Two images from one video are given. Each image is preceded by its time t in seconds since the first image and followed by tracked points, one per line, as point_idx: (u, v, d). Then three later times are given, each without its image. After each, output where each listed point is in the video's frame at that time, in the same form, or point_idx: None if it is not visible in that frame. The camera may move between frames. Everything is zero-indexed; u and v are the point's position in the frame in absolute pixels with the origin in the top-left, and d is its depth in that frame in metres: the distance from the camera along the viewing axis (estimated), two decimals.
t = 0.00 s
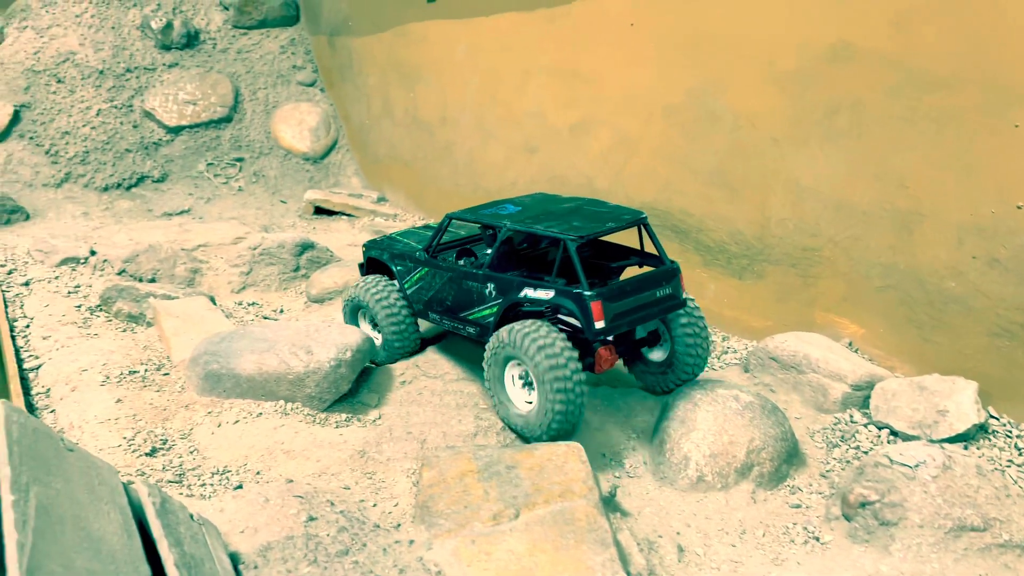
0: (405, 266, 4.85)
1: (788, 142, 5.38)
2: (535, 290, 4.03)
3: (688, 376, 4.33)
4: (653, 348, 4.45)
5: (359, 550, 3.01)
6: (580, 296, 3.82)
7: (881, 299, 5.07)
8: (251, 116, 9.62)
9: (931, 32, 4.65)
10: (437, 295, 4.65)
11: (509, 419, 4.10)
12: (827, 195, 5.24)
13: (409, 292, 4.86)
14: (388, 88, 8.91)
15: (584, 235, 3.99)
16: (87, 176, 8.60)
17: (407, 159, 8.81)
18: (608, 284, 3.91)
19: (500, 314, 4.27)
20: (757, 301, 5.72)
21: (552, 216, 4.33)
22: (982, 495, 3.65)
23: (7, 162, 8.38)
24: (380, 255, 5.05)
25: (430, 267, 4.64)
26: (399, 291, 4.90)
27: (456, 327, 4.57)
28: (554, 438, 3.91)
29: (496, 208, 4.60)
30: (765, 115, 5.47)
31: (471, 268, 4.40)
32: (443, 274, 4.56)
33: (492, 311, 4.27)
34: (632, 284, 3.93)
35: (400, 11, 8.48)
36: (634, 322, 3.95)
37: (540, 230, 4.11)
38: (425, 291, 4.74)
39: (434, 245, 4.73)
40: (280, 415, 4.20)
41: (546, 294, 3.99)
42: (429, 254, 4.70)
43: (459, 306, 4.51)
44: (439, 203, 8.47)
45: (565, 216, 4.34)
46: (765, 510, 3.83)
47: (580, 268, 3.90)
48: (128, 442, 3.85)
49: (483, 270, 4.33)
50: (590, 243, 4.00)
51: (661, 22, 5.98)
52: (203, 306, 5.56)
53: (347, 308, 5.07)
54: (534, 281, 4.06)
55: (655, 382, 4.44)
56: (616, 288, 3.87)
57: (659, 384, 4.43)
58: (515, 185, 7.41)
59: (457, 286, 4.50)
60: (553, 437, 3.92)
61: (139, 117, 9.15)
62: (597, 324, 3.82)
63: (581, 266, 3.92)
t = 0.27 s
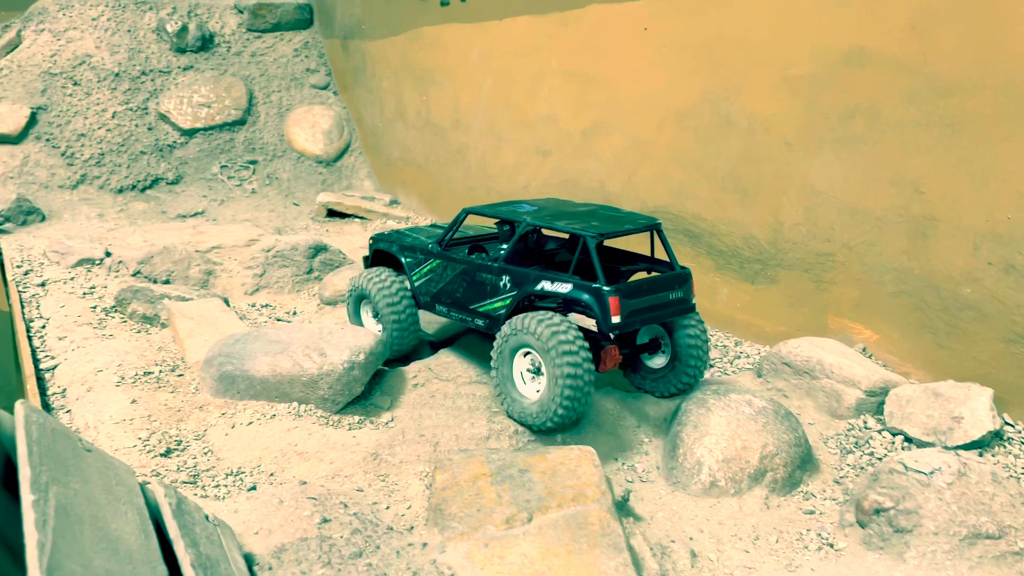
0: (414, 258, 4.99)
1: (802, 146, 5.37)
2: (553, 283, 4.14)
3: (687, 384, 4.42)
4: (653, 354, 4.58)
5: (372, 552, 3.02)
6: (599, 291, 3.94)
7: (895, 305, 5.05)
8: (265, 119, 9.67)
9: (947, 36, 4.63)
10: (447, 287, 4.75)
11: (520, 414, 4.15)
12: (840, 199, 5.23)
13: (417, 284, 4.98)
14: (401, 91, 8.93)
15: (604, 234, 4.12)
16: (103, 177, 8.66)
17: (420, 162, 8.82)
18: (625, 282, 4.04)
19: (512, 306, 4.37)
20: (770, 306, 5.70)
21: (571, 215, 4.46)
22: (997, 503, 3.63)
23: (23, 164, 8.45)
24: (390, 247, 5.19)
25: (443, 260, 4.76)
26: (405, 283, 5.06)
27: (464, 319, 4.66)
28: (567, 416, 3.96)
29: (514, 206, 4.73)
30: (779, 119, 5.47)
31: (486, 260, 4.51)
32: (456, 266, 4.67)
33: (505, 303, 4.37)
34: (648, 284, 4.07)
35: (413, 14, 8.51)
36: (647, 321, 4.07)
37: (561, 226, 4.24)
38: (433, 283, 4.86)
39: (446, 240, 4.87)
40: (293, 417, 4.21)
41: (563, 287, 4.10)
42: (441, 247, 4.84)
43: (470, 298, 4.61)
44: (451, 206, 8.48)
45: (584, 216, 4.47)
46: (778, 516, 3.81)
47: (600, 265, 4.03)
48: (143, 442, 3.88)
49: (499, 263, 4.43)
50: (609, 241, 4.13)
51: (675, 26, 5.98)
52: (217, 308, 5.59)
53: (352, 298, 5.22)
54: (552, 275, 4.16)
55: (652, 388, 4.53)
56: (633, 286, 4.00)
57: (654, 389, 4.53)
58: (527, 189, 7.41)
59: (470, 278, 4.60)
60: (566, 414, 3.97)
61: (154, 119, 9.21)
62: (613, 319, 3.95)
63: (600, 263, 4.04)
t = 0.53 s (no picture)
0: (423, 248, 5.10)
1: (814, 150, 5.36)
2: (554, 278, 4.28)
3: (682, 386, 4.53)
4: (651, 357, 4.68)
5: (385, 553, 3.03)
6: (598, 289, 4.08)
7: (909, 310, 5.02)
8: (277, 121, 9.71)
9: (961, 41, 4.62)
10: (453, 277, 4.89)
11: (519, 412, 4.19)
12: (853, 203, 5.21)
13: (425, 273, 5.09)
14: (413, 94, 8.95)
15: (608, 234, 4.25)
16: (116, 179, 8.72)
17: (431, 164, 8.81)
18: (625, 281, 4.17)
19: (514, 298, 4.50)
20: (782, 310, 5.69)
21: (578, 215, 4.58)
22: (1012, 510, 3.60)
23: (38, 165, 8.52)
24: (400, 236, 5.29)
25: (450, 250, 4.89)
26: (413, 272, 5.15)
27: (467, 310, 4.80)
28: (564, 406, 4.00)
29: (524, 203, 4.85)
30: (791, 123, 5.46)
31: (492, 253, 4.64)
32: (462, 257, 4.80)
33: (507, 295, 4.50)
34: (646, 285, 4.20)
35: (426, 17, 8.54)
36: (642, 321, 4.20)
37: (566, 224, 4.37)
38: (440, 273, 4.98)
39: (456, 231, 4.99)
40: (305, 418, 4.22)
41: (564, 283, 4.24)
42: (450, 238, 4.95)
43: (474, 289, 4.74)
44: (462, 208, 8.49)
45: (590, 217, 4.59)
46: (791, 521, 3.80)
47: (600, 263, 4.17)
48: (157, 442, 3.90)
49: (504, 256, 4.57)
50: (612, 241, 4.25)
51: (687, 29, 5.98)
52: (230, 309, 5.62)
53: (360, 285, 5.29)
54: (554, 270, 4.30)
55: (646, 388, 4.64)
56: (631, 286, 4.14)
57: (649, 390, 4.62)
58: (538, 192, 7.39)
59: (475, 270, 4.74)
60: (563, 404, 4.01)
61: (168, 121, 9.26)
62: (609, 317, 4.09)
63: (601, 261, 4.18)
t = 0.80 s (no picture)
0: (427, 247, 5.13)
1: (827, 155, 5.34)
2: (555, 283, 4.33)
3: (676, 392, 4.56)
4: (647, 362, 4.72)
5: (395, 557, 3.04)
6: (597, 295, 4.13)
7: (922, 316, 4.99)
8: (289, 124, 9.74)
9: (976, 45, 4.59)
10: (455, 277, 4.93)
11: (522, 416, 4.19)
12: (867, 207, 5.19)
13: (428, 271, 5.12)
14: (423, 97, 8.96)
15: (609, 241, 4.30)
16: (129, 180, 8.76)
17: (441, 167, 8.81)
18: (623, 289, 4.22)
19: (514, 300, 4.54)
20: (794, 315, 5.66)
21: (581, 222, 4.63)
22: None
23: (52, 166, 8.58)
24: (405, 234, 5.33)
25: (453, 251, 4.93)
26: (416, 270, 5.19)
27: (467, 310, 4.84)
28: (563, 404, 4.05)
29: (528, 208, 4.90)
30: (804, 128, 5.44)
31: (495, 255, 4.68)
32: (465, 258, 4.84)
33: (507, 297, 4.54)
34: (644, 294, 4.24)
35: (437, 21, 8.55)
36: (639, 329, 4.24)
37: (569, 229, 4.42)
38: (443, 273, 5.01)
39: (460, 232, 5.03)
40: (316, 421, 4.23)
41: (564, 288, 4.29)
42: (454, 239, 5.00)
43: (475, 289, 4.78)
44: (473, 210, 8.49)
45: (593, 224, 4.63)
46: (803, 528, 3.78)
47: (600, 270, 4.21)
48: (168, 444, 3.92)
49: (506, 259, 4.61)
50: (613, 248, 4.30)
51: (699, 33, 5.97)
52: (241, 311, 5.63)
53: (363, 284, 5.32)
54: (554, 275, 4.36)
55: (641, 394, 4.68)
56: (630, 293, 4.18)
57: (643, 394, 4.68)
58: (549, 195, 7.35)
59: (477, 270, 4.78)
60: (560, 401, 4.06)
61: (180, 123, 9.30)
62: (607, 323, 4.13)
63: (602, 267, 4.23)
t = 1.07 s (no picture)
0: (425, 251, 5.17)
1: (839, 160, 5.31)
2: (548, 291, 4.36)
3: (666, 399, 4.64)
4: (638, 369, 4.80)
5: (404, 562, 3.06)
6: (588, 304, 4.16)
7: (935, 321, 4.95)
8: (299, 126, 9.75)
9: (991, 50, 4.56)
10: (451, 282, 4.96)
11: (522, 425, 4.14)
12: (879, 212, 5.16)
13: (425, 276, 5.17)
14: (434, 99, 8.96)
15: (602, 252, 4.34)
16: (140, 182, 8.80)
17: (451, 170, 8.81)
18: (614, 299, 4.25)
19: (508, 307, 4.57)
20: (805, 320, 5.63)
21: (576, 232, 4.67)
22: None
23: (64, 167, 8.63)
24: (404, 238, 5.37)
25: (450, 256, 4.97)
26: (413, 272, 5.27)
27: (462, 315, 4.87)
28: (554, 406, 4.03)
29: (524, 216, 4.94)
30: (817, 132, 5.42)
31: (490, 261, 4.72)
32: (461, 263, 4.88)
33: (502, 303, 4.57)
34: (635, 305, 4.27)
35: (448, 23, 8.55)
36: (628, 339, 4.27)
37: (563, 239, 4.46)
38: (440, 277, 5.05)
39: (457, 238, 5.07)
40: (326, 424, 4.23)
41: (557, 296, 4.32)
42: (451, 244, 5.04)
43: (470, 295, 4.81)
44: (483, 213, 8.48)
45: (588, 234, 4.67)
46: (814, 535, 3.76)
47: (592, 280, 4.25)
48: (179, 446, 3.93)
49: (501, 266, 4.64)
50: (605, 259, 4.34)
51: (711, 37, 5.96)
52: (251, 313, 5.64)
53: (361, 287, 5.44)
54: (549, 283, 4.39)
55: (632, 399, 4.75)
56: (620, 304, 4.21)
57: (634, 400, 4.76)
58: (558, 198, 7.34)
59: (472, 276, 4.81)
60: (553, 398, 4.05)
61: (191, 124, 9.33)
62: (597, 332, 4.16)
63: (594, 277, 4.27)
